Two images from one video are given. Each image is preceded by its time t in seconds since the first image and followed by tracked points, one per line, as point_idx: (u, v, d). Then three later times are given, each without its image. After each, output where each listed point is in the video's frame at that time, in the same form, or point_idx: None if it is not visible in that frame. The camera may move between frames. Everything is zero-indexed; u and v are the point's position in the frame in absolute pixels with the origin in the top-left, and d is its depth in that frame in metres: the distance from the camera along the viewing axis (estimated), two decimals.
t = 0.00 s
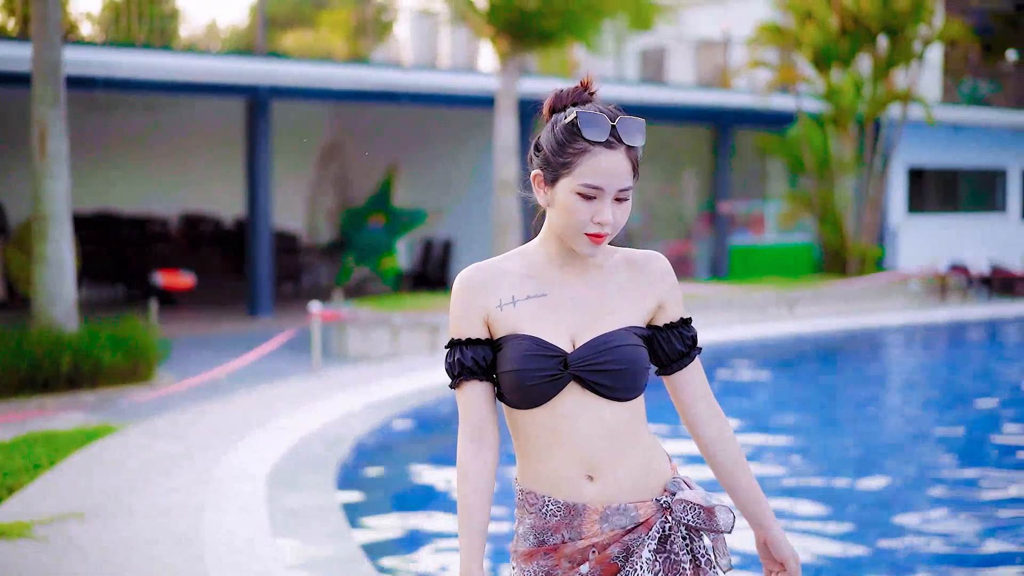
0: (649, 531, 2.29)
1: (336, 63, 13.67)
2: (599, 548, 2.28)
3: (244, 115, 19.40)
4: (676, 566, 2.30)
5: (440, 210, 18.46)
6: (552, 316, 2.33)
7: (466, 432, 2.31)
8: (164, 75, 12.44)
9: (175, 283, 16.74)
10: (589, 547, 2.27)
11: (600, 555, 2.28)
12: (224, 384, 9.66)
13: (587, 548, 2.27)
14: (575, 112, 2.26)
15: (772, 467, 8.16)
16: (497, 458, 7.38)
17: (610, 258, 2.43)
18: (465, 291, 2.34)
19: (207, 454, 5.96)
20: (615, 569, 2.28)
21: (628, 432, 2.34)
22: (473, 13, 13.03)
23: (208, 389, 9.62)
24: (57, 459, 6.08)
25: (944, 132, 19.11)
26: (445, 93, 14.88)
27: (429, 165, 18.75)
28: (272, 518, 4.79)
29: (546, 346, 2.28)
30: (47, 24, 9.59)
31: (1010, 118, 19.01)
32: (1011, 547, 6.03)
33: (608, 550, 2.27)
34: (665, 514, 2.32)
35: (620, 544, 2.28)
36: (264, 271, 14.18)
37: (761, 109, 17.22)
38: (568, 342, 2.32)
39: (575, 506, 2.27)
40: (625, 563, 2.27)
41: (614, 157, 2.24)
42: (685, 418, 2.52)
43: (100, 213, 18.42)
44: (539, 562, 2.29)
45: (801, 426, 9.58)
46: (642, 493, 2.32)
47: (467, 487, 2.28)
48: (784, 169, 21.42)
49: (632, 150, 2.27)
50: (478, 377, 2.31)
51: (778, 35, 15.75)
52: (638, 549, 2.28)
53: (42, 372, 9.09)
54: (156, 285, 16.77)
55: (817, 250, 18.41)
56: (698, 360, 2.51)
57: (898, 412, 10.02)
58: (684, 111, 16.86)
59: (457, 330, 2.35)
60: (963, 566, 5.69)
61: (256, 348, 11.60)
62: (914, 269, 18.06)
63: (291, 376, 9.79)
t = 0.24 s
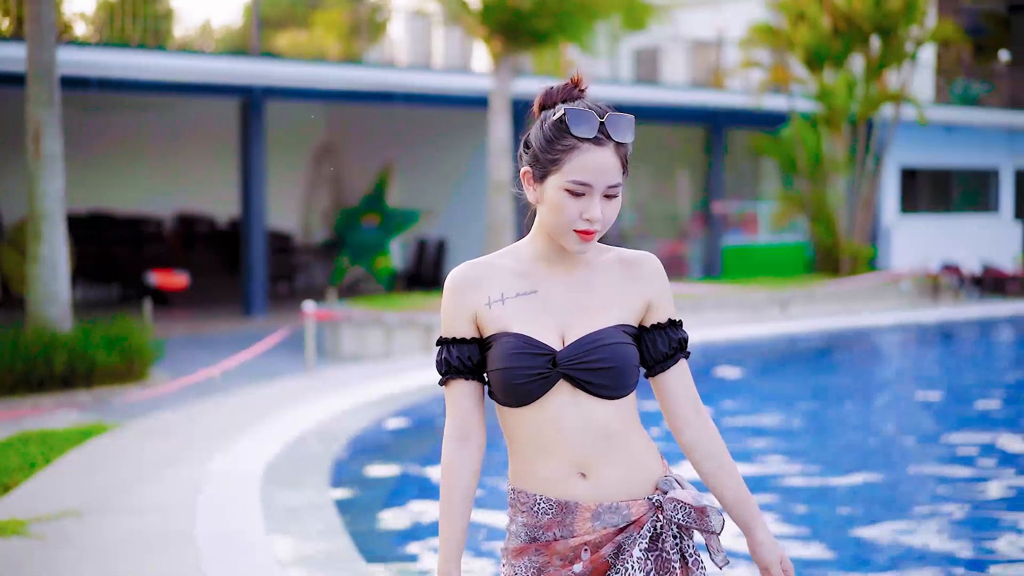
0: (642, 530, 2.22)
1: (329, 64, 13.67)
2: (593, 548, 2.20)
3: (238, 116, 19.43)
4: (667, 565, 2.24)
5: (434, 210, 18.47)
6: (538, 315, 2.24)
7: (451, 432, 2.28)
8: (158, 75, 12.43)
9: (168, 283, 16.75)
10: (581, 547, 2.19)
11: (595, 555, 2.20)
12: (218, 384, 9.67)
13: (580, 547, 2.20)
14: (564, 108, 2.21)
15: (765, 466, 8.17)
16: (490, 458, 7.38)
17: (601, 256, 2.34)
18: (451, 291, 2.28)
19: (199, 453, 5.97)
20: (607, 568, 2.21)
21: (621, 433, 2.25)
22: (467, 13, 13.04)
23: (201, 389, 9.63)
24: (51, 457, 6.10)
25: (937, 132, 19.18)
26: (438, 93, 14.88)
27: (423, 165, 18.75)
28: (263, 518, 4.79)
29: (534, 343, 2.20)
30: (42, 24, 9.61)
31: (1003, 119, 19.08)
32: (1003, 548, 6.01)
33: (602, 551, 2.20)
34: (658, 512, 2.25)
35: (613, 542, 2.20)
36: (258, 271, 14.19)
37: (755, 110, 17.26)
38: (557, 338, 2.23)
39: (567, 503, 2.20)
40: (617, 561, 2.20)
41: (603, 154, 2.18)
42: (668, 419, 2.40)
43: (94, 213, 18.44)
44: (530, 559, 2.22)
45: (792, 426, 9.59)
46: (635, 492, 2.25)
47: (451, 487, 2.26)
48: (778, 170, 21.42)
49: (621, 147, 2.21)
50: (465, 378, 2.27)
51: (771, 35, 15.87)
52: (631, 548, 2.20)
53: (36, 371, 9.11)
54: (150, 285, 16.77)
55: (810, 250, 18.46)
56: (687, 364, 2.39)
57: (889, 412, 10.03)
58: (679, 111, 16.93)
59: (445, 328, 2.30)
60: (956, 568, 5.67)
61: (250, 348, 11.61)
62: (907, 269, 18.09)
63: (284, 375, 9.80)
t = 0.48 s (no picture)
0: (637, 526, 2.24)
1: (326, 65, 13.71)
2: (587, 541, 2.22)
3: (235, 116, 19.47)
4: (663, 562, 2.27)
5: (431, 210, 18.51)
6: (531, 309, 2.28)
7: (440, 424, 2.33)
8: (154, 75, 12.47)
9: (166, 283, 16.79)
10: (575, 538, 2.21)
11: (588, 548, 2.22)
12: (216, 382, 9.71)
13: (573, 539, 2.22)
14: (552, 101, 2.24)
15: (760, 467, 8.17)
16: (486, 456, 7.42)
17: (596, 249, 2.37)
18: (446, 287, 2.33)
19: (197, 451, 6.00)
20: (599, 563, 2.22)
21: (616, 428, 2.28)
22: (463, 13, 13.09)
23: (199, 388, 9.67)
24: (49, 456, 6.14)
25: (931, 132, 19.23)
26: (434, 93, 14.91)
27: (420, 165, 18.78)
28: (263, 516, 4.81)
29: (529, 337, 2.24)
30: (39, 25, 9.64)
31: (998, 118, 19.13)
32: (999, 546, 6.03)
33: (595, 545, 2.22)
34: (654, 510, 2.27)
35: (608, 537, 2.22)
36: (255, 271, 14.22)
37: (751, 110, 17.30)
38: (553, 332, 2.27)
39: (564, 495, 2.24)
40: (611, 556, 2.22)
41: (592, 146, 2.21)
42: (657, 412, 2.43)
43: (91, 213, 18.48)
44: (521, 548, 2.24)
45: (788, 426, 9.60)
46: (630, 488, 2.28)
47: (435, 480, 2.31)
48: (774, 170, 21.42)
49: (611, 139, 2.24)
50: (457, 374, 2.32)
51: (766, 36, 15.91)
52: (626, 542, 2.23)
53: (34, 371, 9.16)
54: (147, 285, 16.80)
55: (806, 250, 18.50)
56: (680, 357, 2.41)
57: (884, 412, 10.05)
58: (676, 112, 16.97)
59: (440, 323, 2.35)
60: (953, 565, 5.69)
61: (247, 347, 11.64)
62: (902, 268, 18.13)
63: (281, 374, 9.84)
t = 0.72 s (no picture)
0: (633, 521, 2.23)
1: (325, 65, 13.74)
2: (582, 533, 2.22)
3: (234, 116, 19.52)
4: (657, 557, 2.27)
5: (429, 210, 18.53)
6: (530, 301, 2.27)
7: (433, 415, 2.34)
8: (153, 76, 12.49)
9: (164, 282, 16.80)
10: (570, 529, 2.21)
11: (584, 541, 2.22)
12: (214, 381, 9.73)
13: (569, 528, 2.22)
14: (543, 94, 2.23)
15: (758, 466, 8.17)
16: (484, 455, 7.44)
17: (595, 238, 2.35)
18: (444, 280, 2.31)
19: (195, 450, 6.00)
20: (594, 557, 2.22)
21: (617, 422, 2.26)
22: (461, 14, 13.13)
23: (198, 386, 9.70)
24: (47, 454, 6.16)
25: (929, 132, 19.27)
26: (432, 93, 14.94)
27: (418, 165, 18.80)
28: (263, 516, 4.80)
29: (527, 330, 2.22)
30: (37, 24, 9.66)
31: (996, 118, 19.17)
32: (996, 545, 6.03)
33: (592, 539, 2.22)
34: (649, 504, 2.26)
35: (605, 532, 2.22)
36: (253, 270, 14.24)
37: (748, 111, 17.35)
38: (552, 322, 2.25)
39: (561, 484, 2.22)
40: (607, 551, 2.22)
41: (583, 137, 2.20)
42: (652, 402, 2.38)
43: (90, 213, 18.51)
44: (515, 534, 2.23)
45: (786, 426, 9.60)
46: (628, 482, 2.26)
47: (427, 471, 2.32)
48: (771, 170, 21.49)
49: (604, 130, 2.23)
50: (457, 367, 2.31)
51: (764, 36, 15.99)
52: (622, 536, 2.22)
53: (32, 369, 9.19)
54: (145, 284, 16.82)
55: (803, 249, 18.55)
56: (676, 348, 2.35)
57: (883, 411, 10.06)
58: (674, 112, 17.01)
59: (438, 317, 2.35)
60: (950, 563, 5.69)
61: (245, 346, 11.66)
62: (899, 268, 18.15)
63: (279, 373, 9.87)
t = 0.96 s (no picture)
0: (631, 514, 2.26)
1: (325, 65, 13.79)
2: (581, 522, 2.25)
3: (233, 116, 19.57)
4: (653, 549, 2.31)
5: (428, 210, 18.58)
6: (528, 292, 2.28)
7: (433, 405, 2.37)
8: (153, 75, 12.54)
9: (164, 281, 16.86)
10: (569, 518, 2.24)
11: (583, 532, 2.25)
12: (213, 379, 9.78)
13: (568, 517, 2.24)
14: (532, 87, 2.23)
15: (754, 466, 8.19)
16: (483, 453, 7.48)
17: (593, 229, 2.34)
18: (444, 273, 2.35)
19: (195, 449, 6.02)
20: (593, 548, 2.26)
21: (615, 414, 2.27)
22: (460, 14, 13.16)
23: (197, 384, 9.74)
24: (47, 451, 6.21)
25: (927, 132, 19.33)
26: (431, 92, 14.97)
27: (417, 164, 18.83)
28: (263, 517, 4.81)
29: (529, 321, 2.24)
30: (37, 25, 9.70)
31: (993, 119, 19.23)
32: (989, 544, 6.06)
33: (592, 530, 2.25)
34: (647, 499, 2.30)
35: (605, 524, 2.25)
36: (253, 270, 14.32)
37: (746, 111, 17.40)
38: (552, 314, 2.25)
39: (561, 472, 2.24)
40: (605, 543, 2.26)
41: (575, 128, 2.19)
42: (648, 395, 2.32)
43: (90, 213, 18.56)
44: (514, 521, 2.27)
45: (783, 425, 9.63)
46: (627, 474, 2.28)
47: (428, 459, 2.36)
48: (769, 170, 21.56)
49: (595, 120, 2.22)
50: (458, 358, 2.35)
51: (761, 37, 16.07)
52: (620, 528, 2.26)
53: (33, 367, 9.24)
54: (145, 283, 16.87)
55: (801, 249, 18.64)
56: (674, 340, 2.30)
57: (880, 411, 10.10)
58: (672, 112, 17.07)
59: (439, 309, 2.38)
60: (942, 561, 5.72)
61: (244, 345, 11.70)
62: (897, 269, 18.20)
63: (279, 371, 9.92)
